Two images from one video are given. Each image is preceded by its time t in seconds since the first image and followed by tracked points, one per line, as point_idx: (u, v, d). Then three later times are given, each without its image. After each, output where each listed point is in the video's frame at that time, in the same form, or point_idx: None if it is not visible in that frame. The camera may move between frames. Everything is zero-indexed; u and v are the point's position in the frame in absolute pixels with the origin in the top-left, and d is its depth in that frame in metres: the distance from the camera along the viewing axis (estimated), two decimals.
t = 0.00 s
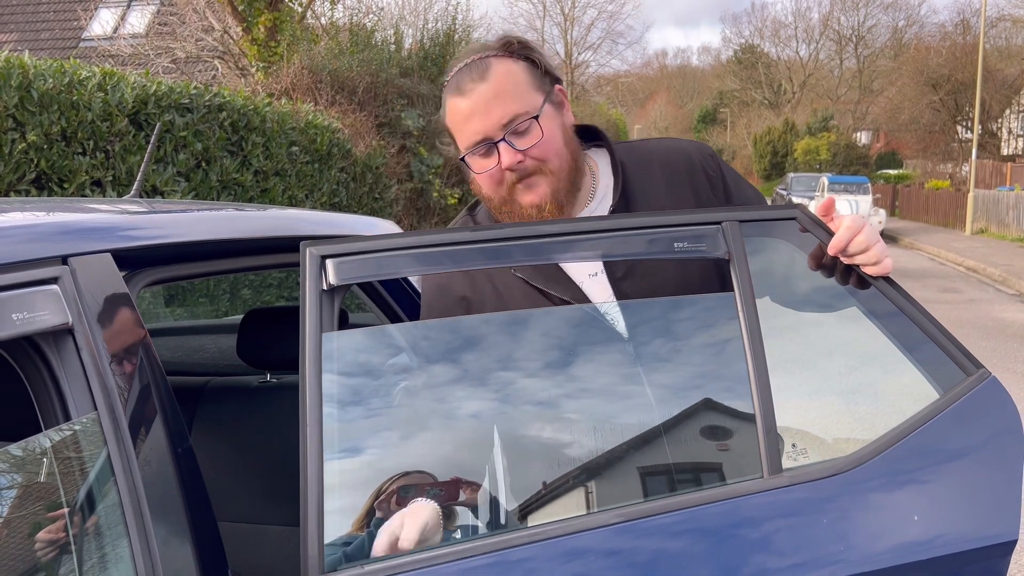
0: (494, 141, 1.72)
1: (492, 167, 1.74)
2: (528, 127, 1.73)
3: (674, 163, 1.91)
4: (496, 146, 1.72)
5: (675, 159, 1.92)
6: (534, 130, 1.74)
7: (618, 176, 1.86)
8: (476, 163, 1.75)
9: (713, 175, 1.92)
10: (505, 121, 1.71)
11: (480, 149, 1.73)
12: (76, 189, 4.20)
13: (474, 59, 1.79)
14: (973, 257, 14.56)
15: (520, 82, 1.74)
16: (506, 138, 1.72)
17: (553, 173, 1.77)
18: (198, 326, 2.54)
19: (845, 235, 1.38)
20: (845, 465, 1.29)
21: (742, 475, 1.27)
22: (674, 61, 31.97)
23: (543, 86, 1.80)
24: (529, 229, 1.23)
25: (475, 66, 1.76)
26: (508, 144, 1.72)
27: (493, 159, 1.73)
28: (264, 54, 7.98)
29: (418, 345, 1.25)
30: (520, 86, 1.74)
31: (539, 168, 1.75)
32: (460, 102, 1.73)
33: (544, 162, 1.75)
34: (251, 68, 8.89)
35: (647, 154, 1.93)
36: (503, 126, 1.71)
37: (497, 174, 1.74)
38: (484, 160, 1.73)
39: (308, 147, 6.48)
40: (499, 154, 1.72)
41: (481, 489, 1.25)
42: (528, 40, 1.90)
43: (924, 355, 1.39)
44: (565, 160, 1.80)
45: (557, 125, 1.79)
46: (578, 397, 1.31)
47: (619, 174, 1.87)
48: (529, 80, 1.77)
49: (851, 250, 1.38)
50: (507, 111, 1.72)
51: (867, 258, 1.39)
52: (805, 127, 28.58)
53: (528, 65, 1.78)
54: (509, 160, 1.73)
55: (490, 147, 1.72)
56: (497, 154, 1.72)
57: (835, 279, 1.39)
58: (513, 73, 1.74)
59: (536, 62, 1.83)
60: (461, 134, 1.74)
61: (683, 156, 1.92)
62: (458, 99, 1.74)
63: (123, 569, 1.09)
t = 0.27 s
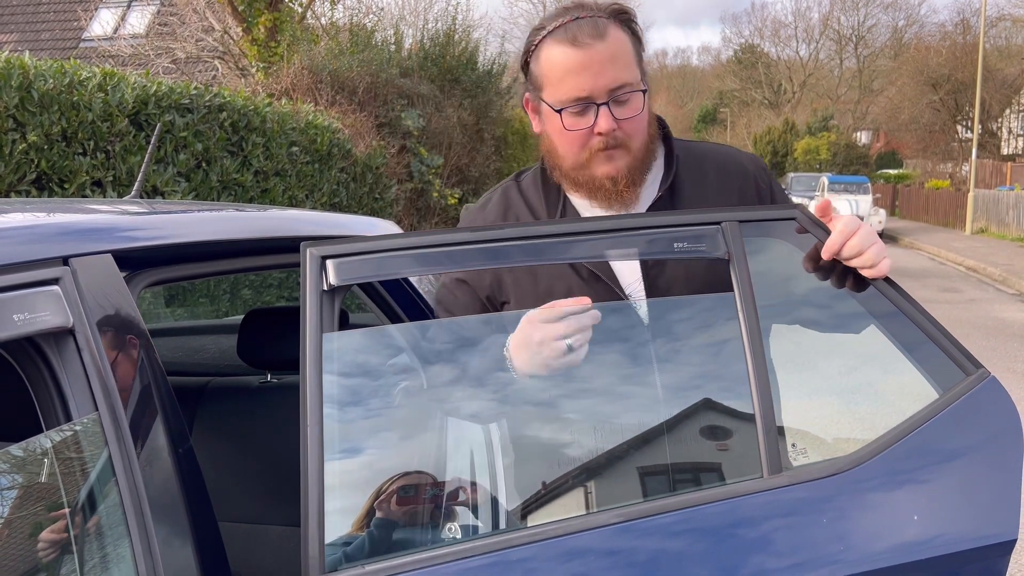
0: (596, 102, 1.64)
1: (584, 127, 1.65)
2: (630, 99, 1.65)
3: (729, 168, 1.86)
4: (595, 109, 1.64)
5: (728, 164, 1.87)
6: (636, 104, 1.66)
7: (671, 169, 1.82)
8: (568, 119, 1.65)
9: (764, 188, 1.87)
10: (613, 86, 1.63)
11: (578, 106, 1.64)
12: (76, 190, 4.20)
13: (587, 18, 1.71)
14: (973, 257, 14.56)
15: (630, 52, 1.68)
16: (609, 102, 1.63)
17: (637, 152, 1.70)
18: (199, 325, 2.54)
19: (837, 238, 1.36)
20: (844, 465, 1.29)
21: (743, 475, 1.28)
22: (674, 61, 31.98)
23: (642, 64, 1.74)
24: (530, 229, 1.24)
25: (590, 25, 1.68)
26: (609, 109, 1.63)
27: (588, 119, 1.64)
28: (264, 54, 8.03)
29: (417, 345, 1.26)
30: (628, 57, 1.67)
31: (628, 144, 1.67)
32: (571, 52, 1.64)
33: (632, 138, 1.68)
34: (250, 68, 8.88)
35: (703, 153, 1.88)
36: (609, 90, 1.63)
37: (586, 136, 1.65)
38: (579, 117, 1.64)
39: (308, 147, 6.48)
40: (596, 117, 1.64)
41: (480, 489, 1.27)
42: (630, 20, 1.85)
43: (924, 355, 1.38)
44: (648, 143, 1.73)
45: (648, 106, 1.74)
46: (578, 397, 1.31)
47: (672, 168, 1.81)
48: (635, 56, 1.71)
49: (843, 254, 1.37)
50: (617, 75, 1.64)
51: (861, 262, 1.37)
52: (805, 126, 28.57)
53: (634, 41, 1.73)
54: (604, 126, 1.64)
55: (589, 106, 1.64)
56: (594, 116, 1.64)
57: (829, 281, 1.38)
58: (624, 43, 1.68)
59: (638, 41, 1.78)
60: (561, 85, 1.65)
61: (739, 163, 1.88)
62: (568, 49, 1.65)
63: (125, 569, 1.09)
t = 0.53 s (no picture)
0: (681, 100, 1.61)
1: (664, 122, 1.63)
2: (717, 103, 1.62)
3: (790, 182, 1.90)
4: (679, 107, 1.62)
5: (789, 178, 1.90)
6: (721, 109, 1.64)
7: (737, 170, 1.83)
8: (650, 110, 1.63)
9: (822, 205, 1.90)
10: (703, 87, 1.60)
11: (663, 99, 1.62)
12: (76, 189, 4.20)
13: (694, 6, 1.65)
14: (973, 257, 14.56)
15: (725, 53, 1.65)
16: (695, 103, 1.61)
17: (708, 155, 1.69)
18: (199, 324, 2.56)
19: (824, 239, 1.35)
20: (844, 465, 1.29)
21: (742, 475, 1.27)
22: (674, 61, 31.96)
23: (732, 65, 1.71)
24: (528, 229, 1.24)
25: (695, 16, 1.63)
26: (694, 109, 1.61)
27: (669, 115, 1.62)
28: (263, 54, 8.35)
29: (416, 345, 1.27)
30: (724, 59, 1.64)
31: (702, 147, 1.66)
32: (669, 44, 1.60)
33: (708, 142, 1.67)
34: (250, 68, 8.87)
35: (768, 162, 1.91)
36: (700, 90, 1.60)
37: (663, 131, 1.64)
38: (661, 111, 1.63)
39: (308, 147, 6.48)
40: (679, 115, 1.61)
41: (480, 489, 1.29)
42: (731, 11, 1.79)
43: (923, 355, 1.37)
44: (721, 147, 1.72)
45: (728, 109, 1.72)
46: (578, 398, 1.32)
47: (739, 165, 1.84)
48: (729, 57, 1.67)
49: (831, 254, 1.35)
50: (709, 77, 1.60)
51: (851, 261, 1.36)
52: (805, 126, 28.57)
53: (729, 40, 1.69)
54: (683, 125, 1.62)
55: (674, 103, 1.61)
56: (677, 113, 1.62)
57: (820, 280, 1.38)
58: (722, 43, 1.64)
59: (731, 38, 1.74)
60: (651, 75, 1.62)
61: (800, 178, 1.91)
62: (667, 39, 1.61)
63: (125, 569, 1.09)
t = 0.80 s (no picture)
0: (726, 109, 1.59)
1: (705, 129, 1.62)
2: (763, 114, 1.60)
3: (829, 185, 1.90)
4: (723, 115, 1.59)
5: (828, 181, 1.91)
6: (767, 121, 1.61)
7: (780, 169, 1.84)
8: (694, 115, 1.62)
9: (860, 211, 1.90)
10: (750, 98, 1.57)
11: (708, 106, 1.60)
12: (76, 189, 4.20)
13: (755, 11, 1.60)
14: (973, 257, 14.57)
15: (779, 63, 1.61)
16: (740, 114, 1.58)
17: (748, 163, 1.67)
18: (198, 325, 2.55)
19: (816, 241, 1.36)
20: (844, 464, 1.28)
21: (743, 475, 1.27)
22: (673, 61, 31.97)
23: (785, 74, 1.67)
24: (527, 228, 1.23)
25: (753, 22, 1.59)
26: (737, 119, 1.59)
27: (712, 123, 1.60)
28: (264, 53, 8.35)
29: (415, 344, 1.30)
30: (776, 70, 1.60)
31: (742, 157, 1.65)
32: (721, 50, 1.57)
33: (748, 152, 1.65)
34: (250, 67, 8.87)
35: (809, 165, 1.93)
36: (747, 101, 1.57)
37: (704, 137, 1.63)
38: (704, 117, 1.61)
39: (308, 146, 6.48)
40: (721, 124, 1.60)
41: (480, 488, 1.31)
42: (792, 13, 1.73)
43: (923, 355, 1.35)
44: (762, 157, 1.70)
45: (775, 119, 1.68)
46: (578, 397, 1.32)
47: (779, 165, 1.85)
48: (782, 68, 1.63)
49: (820, 256, 1.36)
50: (758, 88, 1.57)
51: (838, 266, 1.36)
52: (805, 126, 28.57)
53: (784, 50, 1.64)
54: (725, 134, 1.61)
55: (719, 111, 1.59)
56: (720, 122, 1.60)
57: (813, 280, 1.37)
58: (777, 52, 1.60)
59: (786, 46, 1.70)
60: (698, 80, 1.59)
61: (840, 181, 1.92)
62: (719, 45, 1.57)
63: (124, 569, 1.09)
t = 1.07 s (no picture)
0: (733, 115, 1.58)
1: (711, 134, 1.62)
2: (769, 120, 1.59)
3: (841, 183, 1.89)
4: (729, 121, 1.59)
5: (840, 179, 1.90)
6: (773, 126, 1.60)
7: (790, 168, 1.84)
8: (699, 120, 1.62)
9: (873, 210, 1.89)
10: (756, 103, 1.57)
11: (714, 111, 1.60)
12: (75, 187, 4.20)
13: (762, 14, 1.59)
14: (972, 256, 14.57)
15: (787, 68, 1.59)
16: (746, 119, 1.58)
17: (754, 168, 1.67)
18: (199, 323, 2.56)
19: (814, 240, 1.35)
20: (845, 463, 1.28)
21: (743, 473, 1.27)
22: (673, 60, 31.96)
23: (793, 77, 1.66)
24: (527, 227, 1.23)
25: (761, 26, 1.57)
26: (743, 125, 1.59)
27: (718, 128, 1.60)
28: (263, 52, 8.37)
29: (416, 344, 1.31)
30: (783, 74, 1.59)
31: (749, 161, 1.65)
32: (727, 56, 1.56)
33: (755, 156, 1.65)
34: (250, 66, 8.86)
35: (821, 163, 1.92)
36: (753, 106, 1.57)
37: (710, 142, 1.63)
38: (710, 122, 1.61)
39: (307, 145, 6.48)
40: (727, 129, 1.60)
41: (479, 487, 1.31)
42: (802, 14, 1.72)
43: (925, 354, 1.35)
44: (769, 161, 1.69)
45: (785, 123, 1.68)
46: (579, 396, 1.31)
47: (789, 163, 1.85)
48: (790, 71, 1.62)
49: (818, 256, 1.36)
50: (764, 93, 1.57)
51: (835, 267, 1.35)
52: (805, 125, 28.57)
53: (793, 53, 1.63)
54: (731, 139, 1.61)
55: (725, 116, 1.59)
56: (726, 127, 1.60)
57: (810, 280, 1.37)
58: (785, 56, 1.59)
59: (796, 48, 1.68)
60: (704, 85, 1.59)
61: (853, 179, 1.91)
62: (726, 50, 1.56)
63: (123, 568, 1.08)
